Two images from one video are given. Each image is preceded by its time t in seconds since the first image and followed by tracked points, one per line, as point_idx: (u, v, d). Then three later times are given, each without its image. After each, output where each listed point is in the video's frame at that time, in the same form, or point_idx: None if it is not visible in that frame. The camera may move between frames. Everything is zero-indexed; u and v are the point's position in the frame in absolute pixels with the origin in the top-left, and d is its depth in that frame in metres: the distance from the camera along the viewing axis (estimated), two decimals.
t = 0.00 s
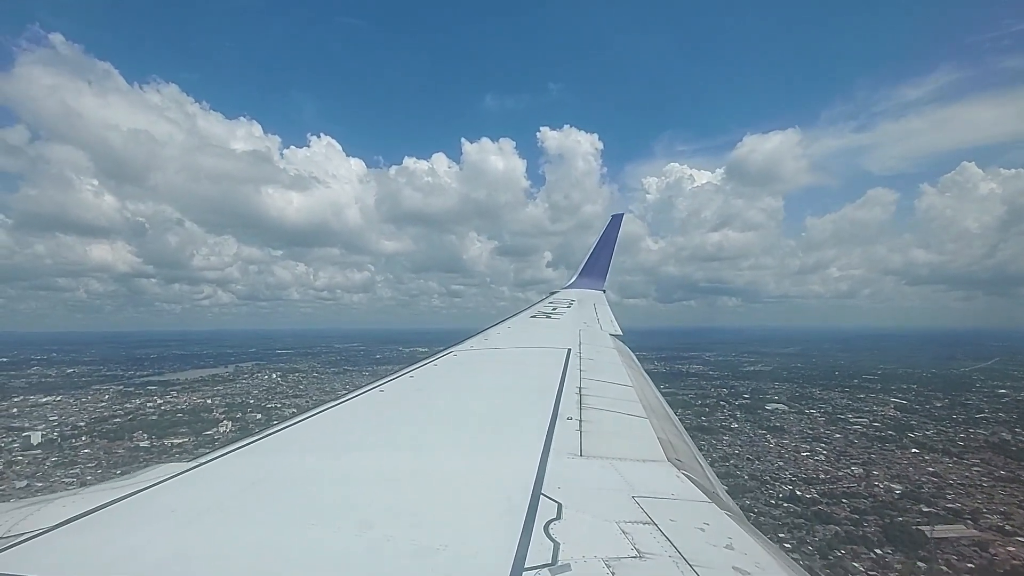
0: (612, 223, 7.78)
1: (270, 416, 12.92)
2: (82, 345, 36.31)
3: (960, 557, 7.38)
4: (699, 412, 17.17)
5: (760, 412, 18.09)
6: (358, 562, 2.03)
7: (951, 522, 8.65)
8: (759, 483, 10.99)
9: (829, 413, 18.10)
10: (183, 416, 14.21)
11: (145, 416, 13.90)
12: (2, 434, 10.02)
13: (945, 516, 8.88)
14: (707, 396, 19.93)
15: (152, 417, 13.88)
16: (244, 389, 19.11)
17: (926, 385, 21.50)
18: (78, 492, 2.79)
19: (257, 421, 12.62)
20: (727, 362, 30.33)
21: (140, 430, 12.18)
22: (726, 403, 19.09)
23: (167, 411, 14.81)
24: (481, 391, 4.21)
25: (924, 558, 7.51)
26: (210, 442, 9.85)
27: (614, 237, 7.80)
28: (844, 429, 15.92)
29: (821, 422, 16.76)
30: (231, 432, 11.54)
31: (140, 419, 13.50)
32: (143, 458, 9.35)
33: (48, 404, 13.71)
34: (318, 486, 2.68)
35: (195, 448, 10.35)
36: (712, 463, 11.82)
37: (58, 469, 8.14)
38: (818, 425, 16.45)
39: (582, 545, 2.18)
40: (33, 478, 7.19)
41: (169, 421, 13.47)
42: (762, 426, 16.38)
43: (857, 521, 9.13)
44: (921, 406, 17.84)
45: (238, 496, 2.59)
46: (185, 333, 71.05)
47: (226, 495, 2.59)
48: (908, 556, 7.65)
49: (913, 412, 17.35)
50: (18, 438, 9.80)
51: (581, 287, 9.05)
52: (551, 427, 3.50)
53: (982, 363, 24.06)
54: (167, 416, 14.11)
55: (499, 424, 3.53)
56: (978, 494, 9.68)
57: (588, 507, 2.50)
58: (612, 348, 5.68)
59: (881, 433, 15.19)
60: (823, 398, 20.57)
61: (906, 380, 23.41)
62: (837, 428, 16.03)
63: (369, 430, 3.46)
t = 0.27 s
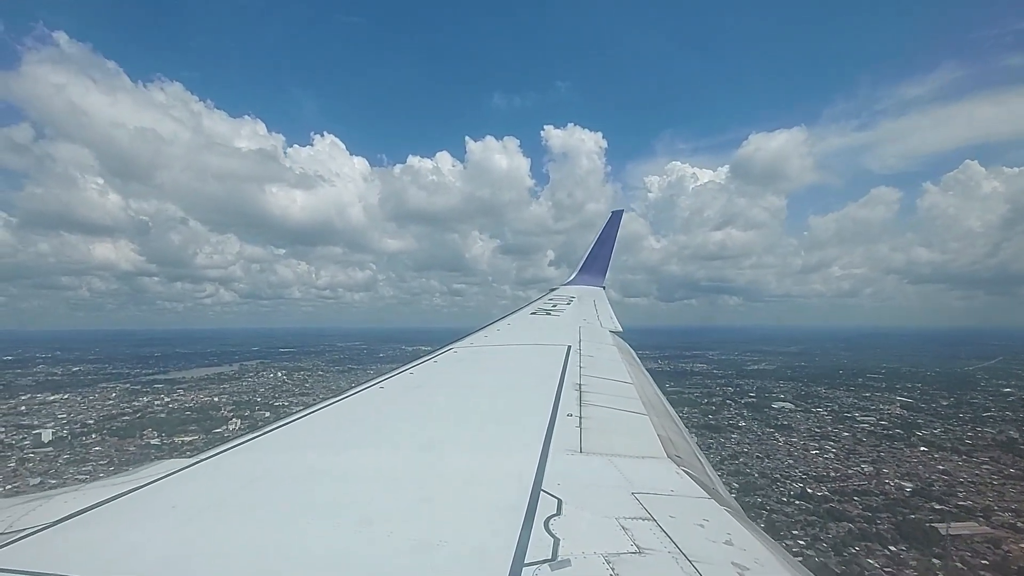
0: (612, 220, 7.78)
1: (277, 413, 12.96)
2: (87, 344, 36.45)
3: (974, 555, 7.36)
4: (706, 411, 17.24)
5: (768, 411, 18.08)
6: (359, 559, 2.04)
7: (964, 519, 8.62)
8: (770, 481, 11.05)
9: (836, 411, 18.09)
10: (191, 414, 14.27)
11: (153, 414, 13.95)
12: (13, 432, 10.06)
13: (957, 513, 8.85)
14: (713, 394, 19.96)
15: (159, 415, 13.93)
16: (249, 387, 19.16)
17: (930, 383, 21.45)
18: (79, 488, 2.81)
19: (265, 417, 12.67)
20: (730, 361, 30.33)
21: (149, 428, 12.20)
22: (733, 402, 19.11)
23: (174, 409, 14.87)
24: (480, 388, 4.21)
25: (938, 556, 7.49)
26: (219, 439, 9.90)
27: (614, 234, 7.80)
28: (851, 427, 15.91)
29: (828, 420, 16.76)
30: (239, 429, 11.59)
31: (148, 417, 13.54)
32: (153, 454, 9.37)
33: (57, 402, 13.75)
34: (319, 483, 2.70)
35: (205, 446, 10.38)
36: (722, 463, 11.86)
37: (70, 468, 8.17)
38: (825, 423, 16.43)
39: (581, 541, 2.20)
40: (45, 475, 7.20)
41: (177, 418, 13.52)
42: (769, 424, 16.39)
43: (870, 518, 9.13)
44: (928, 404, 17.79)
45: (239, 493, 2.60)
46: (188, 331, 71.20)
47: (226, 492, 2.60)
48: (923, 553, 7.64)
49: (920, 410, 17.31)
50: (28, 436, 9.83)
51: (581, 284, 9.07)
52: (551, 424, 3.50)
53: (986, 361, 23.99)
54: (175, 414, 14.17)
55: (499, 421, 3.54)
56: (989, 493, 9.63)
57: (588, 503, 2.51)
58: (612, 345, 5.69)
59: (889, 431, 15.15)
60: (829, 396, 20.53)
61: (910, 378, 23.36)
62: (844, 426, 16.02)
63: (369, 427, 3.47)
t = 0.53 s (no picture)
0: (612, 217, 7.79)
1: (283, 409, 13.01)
2: (91, 342, 36.55)
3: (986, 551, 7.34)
4: (712, 409, 17.29)
5: (774, 410, 18.08)
6: (360, 553, 2.05)
7: (975, 517, 8.59)
8: (779, 478, 11.08)
9: (841, 410, 18.08)
10: (197, 411, 14.33)
11: (159, 412, 14.00)
12: (22, 429, 10.13)
13: (968, 510, 8.82)
14: (718, 393, 20.00)
15: (166, 412, 13.99)
16: (255, 385, 19.21)
17: (934, 381, 21.40)
18: (79, 483, 2.82)
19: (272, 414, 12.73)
20: (733, 360, 30.33)
21: (157, 425, 12.24)
22: (738, 400, 19.15)
23: (181, 407, 14.92)
24: (480, 383, 4.22)
25: (950, 552, 7.48)
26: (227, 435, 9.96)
27: (614, 231, 7.81)
28: (858, 426, 15.90)
29: (834, 418, 16.74)
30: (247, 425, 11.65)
31: (156, 415, 13.58)
32: (163, 451, 9.40)
33: (64, 399, 13.81)
34: (321, 478, 2.71)
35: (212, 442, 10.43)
36: (730, 461, 11.91)
37: (83, 465, 8.21)
38: (832, 421, 16.42)
39: (580, 536, 2.20)
40: (58, 472, 7.25)
41: (183, 416, 13.58)
42: (776, 422, 16.41)
43: (881, 515, 9.13)
44: (933, 402, 17.75)
45: (239, 488, 2.61)
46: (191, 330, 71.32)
47: (227, 487, 2.61)
48: (936, 550, 7.63)
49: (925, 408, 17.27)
50: (38, 433, 9.87)
51: (581, 280, 9.08)
52: (551, 420, 3.51)
53: (989, 360, 23.94)
54: (181, 411, 14.22)
55: (498, 416, 3.54)
56: (998, 491, 9.59)
57: (587, 498, 2.52)
58: (612, 342, 5.69)
59: (895, 429, 15.12)
60: (833, 395, 20.49)
61: (913, 377, 23.31)
62: (850, 425, 16.01)
63: (369, 422, 3.48)
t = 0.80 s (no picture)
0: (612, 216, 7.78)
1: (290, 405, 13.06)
2: (96, 340, 36.67)
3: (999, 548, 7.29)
4: (718, 408, 17.28)
5: (780, 408, 18.05)
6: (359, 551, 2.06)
7: (987, 514, 8.52)
8: (789, 476, 11.08)
9: (848, 408, 18.02)
10: (204, 409, 14.38)
11: (166, 409, 14.05)
12: (31, 426, 10.18)
13: (980, 508, 8.75)
14: (723, 391, 19.99)
15: (173, 410, 14.04)
16: (261, 382, 19.26)
17: (939, 380, 21.31)
18: (80, 481, 2.83)
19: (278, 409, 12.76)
20: (736, 359, 30.28)
21: (166, 422, 12.28)
22: (744, 399, 19.11)
23: (187, 404, 14.97)
24: (481, 382, 4.22)
25: (965, 549, 7.43)
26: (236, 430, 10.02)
27: (614, 230, 7.80)
28: (866, 425, 15.82)
29: (842, 417, 16.67)
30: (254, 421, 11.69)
31: (164, 412, 13.61)
32: (171, 447, 9.46)
33: (71, 397, 13.87)
34: (321, 476, 2.71)
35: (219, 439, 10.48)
36: (739, 460, 11.93)
37: (95, 462, 8.25)
38: (838, 420, 16.35)
39: (580, 534, 2.20)
40: (69, 468, 7.30)
41: (190, 413, 13.62)
42: (783, 421, 16.38)
43: (893, 513, 9.08)
44: (940, 400, 17.64)
45: (239, 486, 2.62)
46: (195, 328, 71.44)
47: (227, 486, 2.62)
48: (950, 547, 7.58)
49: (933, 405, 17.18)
50: (48, 430, 9.91)
51: (581, 279, 9.08)
52: (551, 418, 3.51)
53: (993, 359, 23.83)
54: (188, 408, 14.28)
55: (498, 415, 3.54)
56: (1008, 488, 9.51)
57: (587, 497, 2.51)
58: (612, 340, 5.69)
59: (903, 428, 15.06)
60: (839, 394, 20.43)
61: (917, 375, 23.23)
62: (858, 423, 15.94)
63: (368, 420, 3.48)
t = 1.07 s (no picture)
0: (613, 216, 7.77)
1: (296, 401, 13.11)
2: (102, 339, 36.83)
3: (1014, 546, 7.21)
4: (728, 407, 17.25)
5: (788, 407, 18.00)
6: (360, 550, 2.06)
7: (1001, 513, 8.41)
8: (801, 476, 11.03)
9: (856, 408, 17.92)
10: (211, 407, 14.45)
11: (174, 407, 14.13)
12: (42, 424, 10.27)
13: (994, 507, 8.65)
14: (730, 391, 19.94)
15: (180, 408, 14.11)
16: (267, 381, 19.33)
17: (946, 379, 21.18)
18: (81, 480, 2.84)
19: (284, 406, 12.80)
20: (740, 359, 30.21)
21: (177, 420, 12.30)
22: (751, 399, 19.05)
23: (195, 402, 15.05)
24: (482, 381, 4.23)
25: (979, 547, 7.36)
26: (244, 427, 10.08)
27: (616, 230, 7.79)
28: (876, 424, 15.70)
29: (851, 416, 16.57)
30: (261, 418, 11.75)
31: (173, 410, 13.64)
32: (179, 444, 9.53)
33: (79, 396, 13.96)
34: (322, 476, 2.71)
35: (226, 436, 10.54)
36: (750, 459, 11.90)
37: (110, 460, 8.27)
38: (847, 420, 16.25)
39: (581, 533, 2.20)
40: (80, 465, 7.37)
41: (197, 411, 13.69)
42: (792, 420, 16.31)
43: (907, 512, 9.00)
44: (949, 399, 17.50)
45: (240, 486, 2.62)
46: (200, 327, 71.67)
47: (228, 486, 2.62)
48: (965, 545, 7.50)
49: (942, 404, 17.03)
50: (60, 428, 9.94)
51: (582, 279, 9.08)
52: (552, 417, 3.51)
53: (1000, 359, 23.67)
54: (196, 406, 14.35)
55: (499, 414, 3.54)
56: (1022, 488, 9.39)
57: (589, 497, 2.52)
58: (613, 340, 5.69)
59: (913, 427, 14.99)
60: (846, 393, 20.35)
61: (923, 375, 23.10)
62: (867, 423, 15.82)
63: (370, 420, 3.49)
